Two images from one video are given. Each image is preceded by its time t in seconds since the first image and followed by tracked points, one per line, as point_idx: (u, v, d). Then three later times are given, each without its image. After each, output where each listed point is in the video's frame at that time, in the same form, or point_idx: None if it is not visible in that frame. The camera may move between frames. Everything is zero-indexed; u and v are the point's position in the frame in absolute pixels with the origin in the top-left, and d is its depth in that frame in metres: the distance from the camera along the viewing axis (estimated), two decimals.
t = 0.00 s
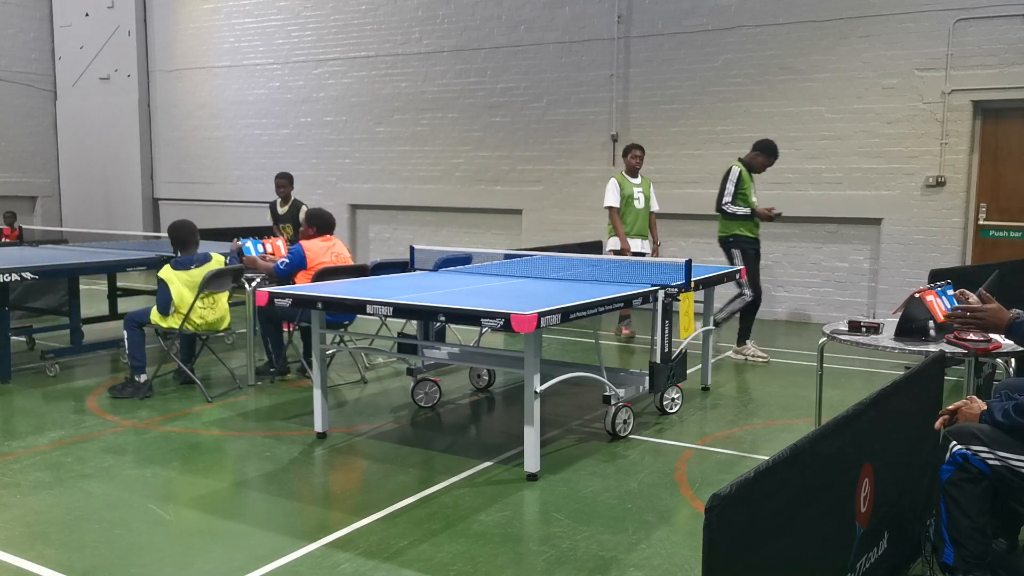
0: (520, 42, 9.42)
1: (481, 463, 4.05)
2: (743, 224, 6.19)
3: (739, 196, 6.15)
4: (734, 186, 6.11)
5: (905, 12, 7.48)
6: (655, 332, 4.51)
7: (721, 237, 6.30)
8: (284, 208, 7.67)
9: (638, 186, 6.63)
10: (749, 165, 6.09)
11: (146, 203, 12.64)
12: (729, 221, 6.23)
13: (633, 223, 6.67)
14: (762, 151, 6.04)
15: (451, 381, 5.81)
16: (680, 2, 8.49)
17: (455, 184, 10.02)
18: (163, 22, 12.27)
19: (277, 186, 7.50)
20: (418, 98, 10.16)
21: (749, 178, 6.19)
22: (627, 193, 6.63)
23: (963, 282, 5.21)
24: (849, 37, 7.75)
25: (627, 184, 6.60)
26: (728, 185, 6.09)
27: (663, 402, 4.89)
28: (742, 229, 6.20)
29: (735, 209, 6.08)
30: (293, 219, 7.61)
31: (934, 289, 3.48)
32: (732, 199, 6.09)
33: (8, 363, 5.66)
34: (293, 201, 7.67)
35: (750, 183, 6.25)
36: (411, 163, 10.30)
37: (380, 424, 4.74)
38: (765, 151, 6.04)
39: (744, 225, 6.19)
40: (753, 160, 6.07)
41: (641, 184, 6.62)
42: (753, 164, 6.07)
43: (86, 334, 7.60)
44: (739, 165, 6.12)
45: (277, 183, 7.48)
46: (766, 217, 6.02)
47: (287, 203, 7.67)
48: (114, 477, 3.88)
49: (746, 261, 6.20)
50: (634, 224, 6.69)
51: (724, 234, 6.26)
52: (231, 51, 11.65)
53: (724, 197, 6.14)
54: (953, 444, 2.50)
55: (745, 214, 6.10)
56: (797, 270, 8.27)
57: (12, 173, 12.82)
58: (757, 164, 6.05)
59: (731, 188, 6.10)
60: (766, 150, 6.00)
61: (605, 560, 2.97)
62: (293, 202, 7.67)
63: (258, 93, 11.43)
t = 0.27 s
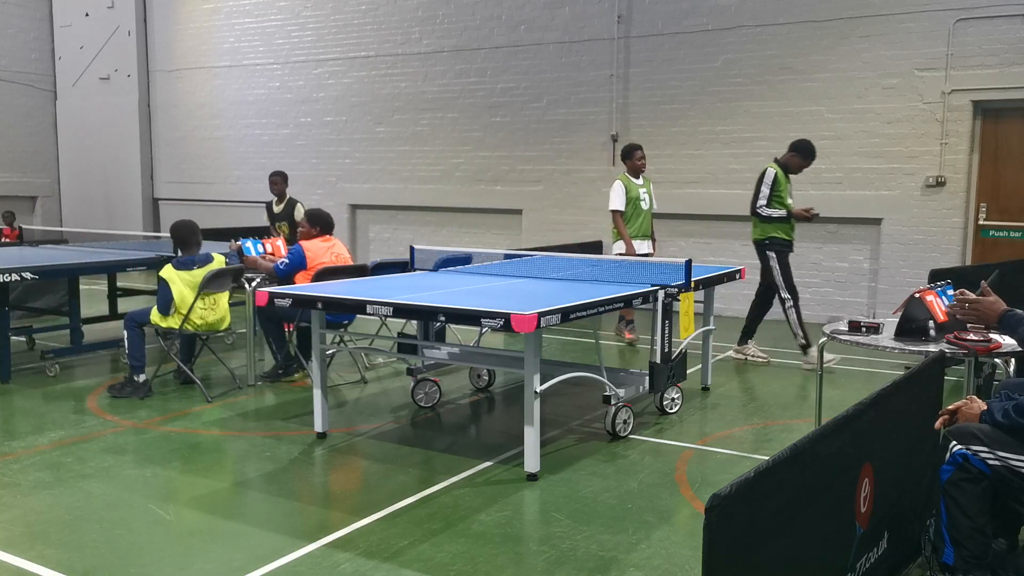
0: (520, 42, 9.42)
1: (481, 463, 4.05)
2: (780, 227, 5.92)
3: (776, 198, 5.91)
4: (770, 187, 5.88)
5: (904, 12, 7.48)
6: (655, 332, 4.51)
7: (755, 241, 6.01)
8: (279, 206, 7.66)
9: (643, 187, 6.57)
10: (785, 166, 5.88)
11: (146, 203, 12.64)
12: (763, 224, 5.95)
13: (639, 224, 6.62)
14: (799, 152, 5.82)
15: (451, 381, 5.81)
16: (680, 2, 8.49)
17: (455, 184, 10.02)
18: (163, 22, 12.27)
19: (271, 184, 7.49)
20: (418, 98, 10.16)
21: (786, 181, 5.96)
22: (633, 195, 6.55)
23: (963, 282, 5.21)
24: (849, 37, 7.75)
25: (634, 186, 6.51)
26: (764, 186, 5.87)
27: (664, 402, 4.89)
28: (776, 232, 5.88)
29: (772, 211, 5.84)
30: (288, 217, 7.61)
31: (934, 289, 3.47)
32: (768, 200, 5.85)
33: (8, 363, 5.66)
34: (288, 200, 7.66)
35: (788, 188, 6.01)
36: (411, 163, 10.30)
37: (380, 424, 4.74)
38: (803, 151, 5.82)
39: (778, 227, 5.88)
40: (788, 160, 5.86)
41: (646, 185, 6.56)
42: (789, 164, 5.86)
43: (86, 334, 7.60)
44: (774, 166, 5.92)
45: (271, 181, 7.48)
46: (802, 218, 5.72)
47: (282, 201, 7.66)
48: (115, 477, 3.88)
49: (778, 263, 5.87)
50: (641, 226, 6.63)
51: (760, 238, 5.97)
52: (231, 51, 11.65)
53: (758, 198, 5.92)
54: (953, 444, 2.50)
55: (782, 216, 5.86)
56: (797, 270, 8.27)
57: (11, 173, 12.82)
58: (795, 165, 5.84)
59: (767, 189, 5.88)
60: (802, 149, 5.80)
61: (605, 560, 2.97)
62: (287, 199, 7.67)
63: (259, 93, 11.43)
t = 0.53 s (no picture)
0: (520, 42, 9.42)
1: (481, 463, 4.05)
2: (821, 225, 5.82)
3: (816, 196, 5.81)
4: (810, 186, 5.78)
5: (905, 12, 7.48)
6: (655, 332, 4.51)
7: (795, 241, 5.92)
8: (277, 205, 7.66)
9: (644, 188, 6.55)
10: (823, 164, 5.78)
11: (146, 203, 12.64)
12: (803, 224, 5.86)
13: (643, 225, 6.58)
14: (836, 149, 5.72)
15: (451, 381, 5.81)
16: (680, 2, 8.49)
17: (455, 184, 10.02)
18: (163, 22, 12.27)
19: (269, 183, 7.50)
20: (418, 98, 10.16)
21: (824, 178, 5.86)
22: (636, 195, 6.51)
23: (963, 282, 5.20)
24: (849, 37, 7.75)
25: (635, 186, 6.47)
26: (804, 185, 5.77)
27: (663, 402, 4.90)
28: (817, 233, 5.79)
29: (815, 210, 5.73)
30: (286, 216, 7.61)
31: (933, 289, 3.47)
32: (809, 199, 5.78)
33: (7, 363, 5.66)
34: (286, 198, 7.66)
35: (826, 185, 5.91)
36: (411, 163, 10.30)
37: (380, 424, 4.74)
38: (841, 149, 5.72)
39: (819, 227, 5.79)
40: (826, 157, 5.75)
41: (647, 186, 6.53)
42: (827, 162, 5.75)
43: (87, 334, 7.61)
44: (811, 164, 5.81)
45: (269, 179, 7.48)
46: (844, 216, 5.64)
47: (281, 200, 7.66)
48: (115, 477, 3.88)
49: (819, 264, 5.78)
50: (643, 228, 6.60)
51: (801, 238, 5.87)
52: (231, 51, 11.65)
53: (799, 198, 5.81)
54: (954, 443, 2.50)
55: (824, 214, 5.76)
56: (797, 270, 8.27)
57: (12, 174, 12.83)
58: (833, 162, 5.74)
59: (807, 188, 5.77)
60: (840, 145, 5.68)
61: (605, 560, 2.97)
62: (286, 198, 7.67)
63: (258, 93, 11.43)
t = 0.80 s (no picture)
0: (520, 42, 9.42)
1: (480, 463, 4.05)
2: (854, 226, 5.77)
3: (852, 196, 5.74)
4: (847, 186, 5.70)
5: (905, 12, 7.48)
6: (655, 332, 4.51)
7: (829, 242, 5.83)
8: (278, 205, 7.67)
9: (646, 188, 6.48)
10: (858, 163, 5.67)
11: (146, 203, 12.64)
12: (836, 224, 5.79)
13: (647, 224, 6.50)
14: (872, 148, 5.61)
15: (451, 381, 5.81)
16: (680, 2, 8.49)
17: (455, 184, 10.02)
18: (162, 21, 12.27)
19: (271, 183, 7.50)
20: (418, 98, 10.16)
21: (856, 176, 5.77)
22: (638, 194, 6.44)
23: (963, 282, 5.20)
24: (849, 37, 7.75)
25: (635, 186, 6.42)
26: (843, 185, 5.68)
27: (663, 402, 4.90)
28: (851, 234, 5.75)
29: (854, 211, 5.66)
30: (287, 216, 7.62)
31: (934, 289, 3.47)
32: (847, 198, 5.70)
33: (7, 363, 5.65)
34: (286, 199, 7.66)
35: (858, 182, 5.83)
36: (411, 163, 10.30)
37: (380, 424, 4.74)
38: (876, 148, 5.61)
39: (853, 229, 5.75)
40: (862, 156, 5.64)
41: (648, 185, 6.46)
42: (862, 161, 5.64)
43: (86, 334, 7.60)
44: (845, 163, 5.69)
45: (271, 180, 7.49)
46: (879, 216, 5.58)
47: (282, 200, 7.67)
48: (115, 477, 3.88)
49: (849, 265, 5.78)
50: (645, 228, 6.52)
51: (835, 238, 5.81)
52: (231, 51, 11.65)
53: (837, 199, 5.72)
54: (953, 444, 2.50)
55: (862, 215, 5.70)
56: (797, 270, 8.27)
57: (12, 174, 12.83)
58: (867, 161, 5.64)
59: (846, 189, 5.68)
60: (875, 144, 5.58)
61: (605, 560, 2.97)
62: (287, 199, 7.68)
63: (258, 93, 11.43)
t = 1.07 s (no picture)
0: (520, 42, 9.42)
1: (481, 463, 4.05)
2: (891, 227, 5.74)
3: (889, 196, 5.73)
4: (885, 185, 5.68)
5: (905, 12, 7.48)
6: (655, 332, 4.51)
7: (866, 243, 5.78)
8: (281, 208, 7.68)
9: (656, 189, 6.40)
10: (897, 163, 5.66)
11: (146, 203, 12.64)
12: (872, 224, 5.77)
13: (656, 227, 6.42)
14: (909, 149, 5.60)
15: (451, 381, 5.81)
16: (680, 2, 8.49)
17: (455, 184, 10.02)
18: (162, 22, 12.27)
19: (275, 185, 7.52)
20: (418, 98, 10.16)
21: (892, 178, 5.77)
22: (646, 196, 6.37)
23: (963, 282, 5.21)
24: (849, 37, 7.75)
25: (645, 187, 6.35)
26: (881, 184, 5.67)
27: (664, 402, 4.89)
28: (889, 234, 5.71)
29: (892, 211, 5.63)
30: (288, 218, 7.62)
31: (934, 289, 3.47)
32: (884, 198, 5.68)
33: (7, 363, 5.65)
34: (289, 201, 7.67)
35: (897, 183, 5.81)
36: (411, 163, 10.30)
37: (380, 424, 4.74)
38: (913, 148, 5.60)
39: (891, 229, 5.71)
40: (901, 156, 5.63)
41: (660, 186, 6.38)
42: (901, 161, 5.62)
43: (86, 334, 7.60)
44: (884, 162, 5.69)
45: (274, 182, 7.51)
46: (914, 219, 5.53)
47: (284, 203, 7.67)
48: (115, 477, 3.88)
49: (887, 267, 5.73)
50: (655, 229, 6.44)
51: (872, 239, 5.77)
52: (231, 50, 11.65)
53: (876, 197, 5.69)
54: (953, 444, 2.50)
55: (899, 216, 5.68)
56: (797, 270, 8.26)
57: (12, 174, 12.83)
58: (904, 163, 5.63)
59: (885, 188, 5.67)
60: (914, 144, 5.57)
61: (605, 560, 2.97)
62: (289, 201, 7.68)
63: (258, 93, 11.43)
